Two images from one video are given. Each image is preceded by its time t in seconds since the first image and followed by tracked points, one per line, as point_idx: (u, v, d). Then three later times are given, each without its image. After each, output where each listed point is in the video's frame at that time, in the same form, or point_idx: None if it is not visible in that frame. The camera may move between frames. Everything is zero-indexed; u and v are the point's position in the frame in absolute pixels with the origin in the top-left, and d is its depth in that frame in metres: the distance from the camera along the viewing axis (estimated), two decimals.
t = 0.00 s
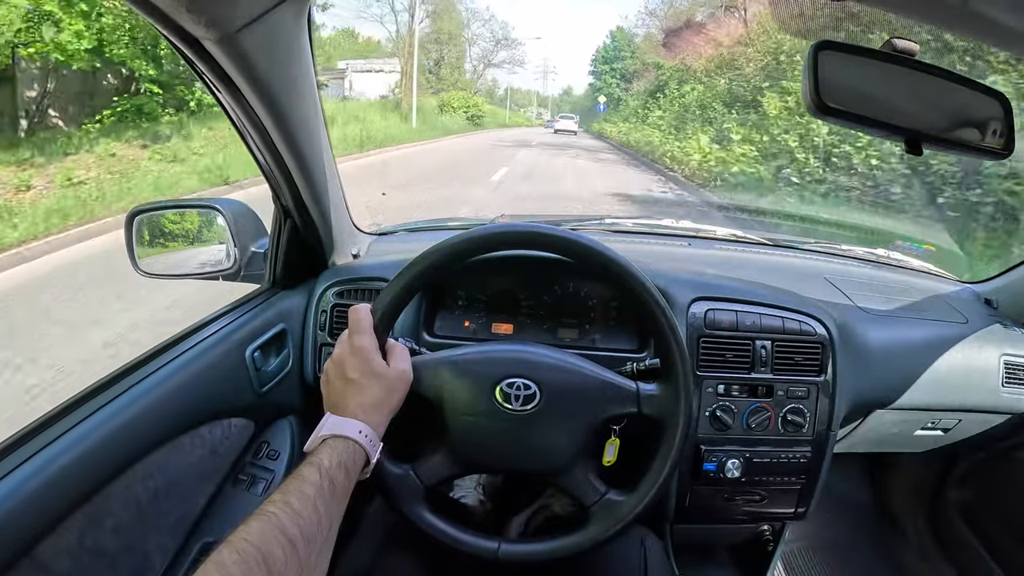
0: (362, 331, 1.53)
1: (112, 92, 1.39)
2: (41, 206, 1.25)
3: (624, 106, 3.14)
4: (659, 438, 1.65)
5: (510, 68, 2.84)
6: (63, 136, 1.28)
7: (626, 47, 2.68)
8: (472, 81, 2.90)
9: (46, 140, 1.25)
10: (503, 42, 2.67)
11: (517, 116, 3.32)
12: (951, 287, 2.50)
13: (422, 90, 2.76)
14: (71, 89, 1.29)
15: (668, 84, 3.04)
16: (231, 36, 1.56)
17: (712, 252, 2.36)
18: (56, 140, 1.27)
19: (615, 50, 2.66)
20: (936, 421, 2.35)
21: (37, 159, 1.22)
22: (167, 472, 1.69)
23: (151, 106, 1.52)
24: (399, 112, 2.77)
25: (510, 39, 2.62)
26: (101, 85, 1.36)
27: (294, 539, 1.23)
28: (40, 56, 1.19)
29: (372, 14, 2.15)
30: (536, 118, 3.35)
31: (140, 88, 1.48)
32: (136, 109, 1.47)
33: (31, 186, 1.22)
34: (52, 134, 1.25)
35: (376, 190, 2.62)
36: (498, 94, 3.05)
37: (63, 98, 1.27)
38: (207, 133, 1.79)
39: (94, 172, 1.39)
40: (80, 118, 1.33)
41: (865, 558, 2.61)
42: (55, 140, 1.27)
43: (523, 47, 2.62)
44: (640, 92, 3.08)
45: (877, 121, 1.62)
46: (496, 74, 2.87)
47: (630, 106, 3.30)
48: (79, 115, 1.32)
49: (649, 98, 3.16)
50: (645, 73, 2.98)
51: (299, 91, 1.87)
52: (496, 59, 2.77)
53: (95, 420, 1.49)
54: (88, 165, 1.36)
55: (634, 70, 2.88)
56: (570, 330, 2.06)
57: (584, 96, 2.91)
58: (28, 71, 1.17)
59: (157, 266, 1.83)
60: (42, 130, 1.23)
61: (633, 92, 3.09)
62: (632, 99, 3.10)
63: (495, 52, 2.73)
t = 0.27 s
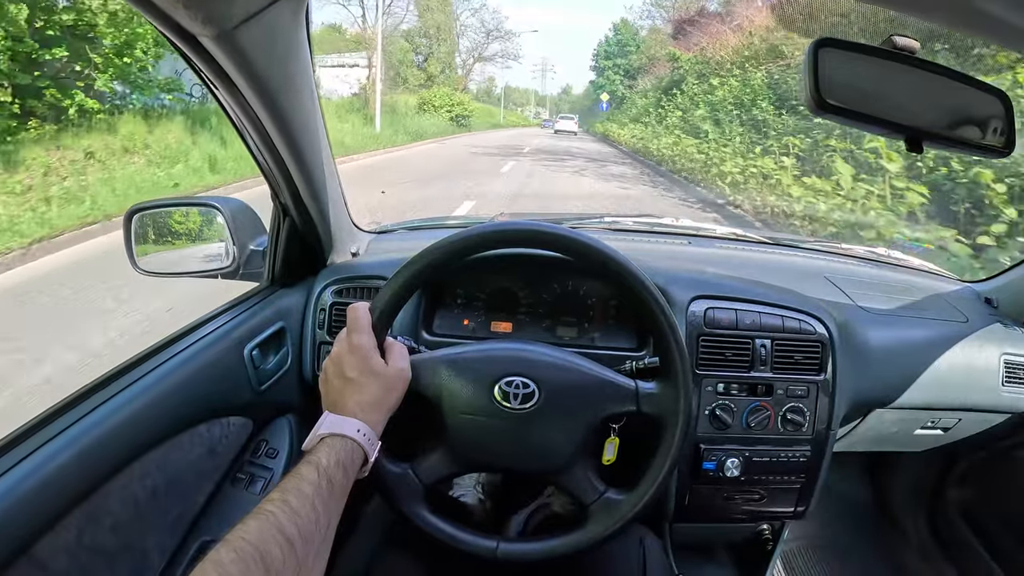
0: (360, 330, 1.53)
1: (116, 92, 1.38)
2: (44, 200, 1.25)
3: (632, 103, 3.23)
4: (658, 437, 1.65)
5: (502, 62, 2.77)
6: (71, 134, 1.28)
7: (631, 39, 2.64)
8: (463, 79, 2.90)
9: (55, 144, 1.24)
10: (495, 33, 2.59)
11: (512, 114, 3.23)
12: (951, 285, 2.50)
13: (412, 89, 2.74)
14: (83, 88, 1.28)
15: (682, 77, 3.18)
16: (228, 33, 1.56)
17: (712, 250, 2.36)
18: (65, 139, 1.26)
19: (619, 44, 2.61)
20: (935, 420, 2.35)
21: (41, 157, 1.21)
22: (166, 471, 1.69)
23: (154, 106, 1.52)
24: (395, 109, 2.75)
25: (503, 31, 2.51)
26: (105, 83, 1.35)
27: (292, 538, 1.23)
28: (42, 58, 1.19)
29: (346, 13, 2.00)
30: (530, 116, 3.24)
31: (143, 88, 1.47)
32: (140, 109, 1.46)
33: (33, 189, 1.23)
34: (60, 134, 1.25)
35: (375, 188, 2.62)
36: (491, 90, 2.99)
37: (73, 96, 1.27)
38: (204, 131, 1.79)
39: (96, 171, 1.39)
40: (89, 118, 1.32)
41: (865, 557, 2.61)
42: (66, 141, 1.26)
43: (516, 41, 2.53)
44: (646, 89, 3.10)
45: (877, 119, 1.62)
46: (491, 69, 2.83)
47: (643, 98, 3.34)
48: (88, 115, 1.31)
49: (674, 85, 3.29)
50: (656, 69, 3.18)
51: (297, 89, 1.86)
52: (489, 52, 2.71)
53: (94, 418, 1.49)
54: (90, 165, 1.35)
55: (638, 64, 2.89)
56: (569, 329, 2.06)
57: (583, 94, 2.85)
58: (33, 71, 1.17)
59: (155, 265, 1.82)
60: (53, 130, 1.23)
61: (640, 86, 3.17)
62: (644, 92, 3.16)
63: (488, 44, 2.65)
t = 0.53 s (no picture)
0: (361, 333, 1.53)
1: (109, 99, 1.40)
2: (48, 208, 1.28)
3: (637, 108, 3.08)
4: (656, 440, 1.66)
5: (491, 55, 2.72)
6: (67, 142, 1.29)
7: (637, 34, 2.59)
8: (449, 74, 2.79)
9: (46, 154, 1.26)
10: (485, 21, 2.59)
11: (507, 114, 3.18)
12: (948, 289, 2.51)
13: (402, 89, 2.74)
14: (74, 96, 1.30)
15: (698, 75, 2.81)
16: (229, 39, 1.57)
17: (711, 254, 2.36)
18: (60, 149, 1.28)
19: (622, 37, 2.56)
20: (934, 423, 2.36)
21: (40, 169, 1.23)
22: (167, 473, 1.70)
23: (148, 111, 1.53)
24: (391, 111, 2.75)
25: (495, 20, 2.53)
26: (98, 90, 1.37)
27: (293, 540, 1.23)
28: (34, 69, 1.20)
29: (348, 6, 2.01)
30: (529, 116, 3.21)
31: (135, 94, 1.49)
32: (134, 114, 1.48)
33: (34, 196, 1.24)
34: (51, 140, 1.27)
35: (375, 192, 2.63)
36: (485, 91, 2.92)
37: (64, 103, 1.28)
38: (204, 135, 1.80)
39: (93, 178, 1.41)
40: (82, 124, 1.33)
41: (863, 560, 2.62)
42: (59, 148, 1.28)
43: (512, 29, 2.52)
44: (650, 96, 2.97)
45: (874, 125, 1.62)
46: (482, 67, 2.77)
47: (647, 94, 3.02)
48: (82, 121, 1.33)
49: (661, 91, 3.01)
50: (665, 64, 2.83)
51: (298, 94, 1.87)
52: (478, 43, 2.66)
53: (95, 420, 1.50)
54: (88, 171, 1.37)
55: (644, 62, 2.80)
56: (568, 332, 2.06)
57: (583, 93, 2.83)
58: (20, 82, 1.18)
59: (155, 267, 1.83)
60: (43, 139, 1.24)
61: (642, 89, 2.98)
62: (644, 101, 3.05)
63: (477, 34, 2.61)
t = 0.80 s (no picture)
0: (359, 333, 1.53)
1: (112, 98, 1.38)
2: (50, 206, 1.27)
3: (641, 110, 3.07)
4: (656, 441, 1.65)
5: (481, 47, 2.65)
6: (70, 143, 1.28)
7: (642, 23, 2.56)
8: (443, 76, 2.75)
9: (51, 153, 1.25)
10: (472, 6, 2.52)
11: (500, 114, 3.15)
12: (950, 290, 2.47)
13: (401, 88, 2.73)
14: (74, 93, 1.28)
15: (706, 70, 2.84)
16: (228, 37, 1.56)
17: (712, 254, 2.36)
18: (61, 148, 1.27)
19: (623, 36, 2.55)
20: (934, 424, 2.35)
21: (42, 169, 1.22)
22: (165, 473, 1.69)
23: (152, 113, 1.52)
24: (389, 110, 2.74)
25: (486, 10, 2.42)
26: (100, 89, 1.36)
27: (291, 541, 1.23)
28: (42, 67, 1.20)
29: None
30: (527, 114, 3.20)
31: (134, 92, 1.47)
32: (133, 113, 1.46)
33: (38, 196, 1.22)
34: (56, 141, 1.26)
35: (374, 192, 2.62)
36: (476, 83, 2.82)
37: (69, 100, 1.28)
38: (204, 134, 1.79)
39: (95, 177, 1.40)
40: (85, 124, 1.32)
41: (863, 562, 2.61)
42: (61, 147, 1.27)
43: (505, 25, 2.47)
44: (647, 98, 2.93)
45: (876, 124, 1.62)
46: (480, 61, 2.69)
47: (659, 92, 3.04)
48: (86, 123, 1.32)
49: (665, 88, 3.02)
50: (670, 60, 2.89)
51: (298, 94, 1.86)
52: (465, 32, 2.57)
53: (93, 420, 1.49)
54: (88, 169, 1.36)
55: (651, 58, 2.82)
56: (568, 332, 2.06)
57: (583, 92, 2.79)
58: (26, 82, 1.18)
59: (154, 268, 1.82)
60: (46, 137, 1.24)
61: (649, 87, 2.98)
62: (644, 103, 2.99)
63: (464, 22, 2.53)
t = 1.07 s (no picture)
0: (357, 333, 1.53)
1: (104, 96, 1.38)
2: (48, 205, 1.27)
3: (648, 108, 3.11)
4: (654, 439, 1.65)
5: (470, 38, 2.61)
6: (57, 141, 1.27)
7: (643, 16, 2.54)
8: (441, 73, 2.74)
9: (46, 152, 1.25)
10: None
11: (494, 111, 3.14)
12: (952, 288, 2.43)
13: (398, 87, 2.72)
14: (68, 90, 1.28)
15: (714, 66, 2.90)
16: (224, 35, 1.56)
17: (711, 253, 2.35)
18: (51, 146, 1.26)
19: (622, 34, 2.54)
20: (934, 422, 2.35)
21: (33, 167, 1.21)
22: (162, 473, 1.69)
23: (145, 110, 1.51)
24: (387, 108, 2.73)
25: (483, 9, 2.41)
26: (90, 88, 1.34)
27: (289, 541, 1.22)
28: (34, 63, 1.18)
29: None
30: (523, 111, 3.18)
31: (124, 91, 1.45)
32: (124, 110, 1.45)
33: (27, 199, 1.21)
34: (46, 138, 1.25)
35: (372, 191, 2.61)
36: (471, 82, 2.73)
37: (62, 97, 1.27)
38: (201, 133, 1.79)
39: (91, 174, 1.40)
40: (75, 122, 1.31)
41: (863, 560, 2.61)
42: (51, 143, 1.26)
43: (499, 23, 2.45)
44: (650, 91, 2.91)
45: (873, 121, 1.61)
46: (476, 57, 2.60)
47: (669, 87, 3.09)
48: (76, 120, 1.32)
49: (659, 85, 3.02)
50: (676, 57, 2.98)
51: (295, 92, 1.86)
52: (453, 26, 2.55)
53: (92, 420, 1.49)
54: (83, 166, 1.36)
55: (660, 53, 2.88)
56: (567, 331, 2.05)
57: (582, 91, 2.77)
58: (11, 88, 1.15)
59: (152, 267, 1.81)
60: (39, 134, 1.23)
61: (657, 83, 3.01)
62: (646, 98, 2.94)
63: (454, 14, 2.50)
